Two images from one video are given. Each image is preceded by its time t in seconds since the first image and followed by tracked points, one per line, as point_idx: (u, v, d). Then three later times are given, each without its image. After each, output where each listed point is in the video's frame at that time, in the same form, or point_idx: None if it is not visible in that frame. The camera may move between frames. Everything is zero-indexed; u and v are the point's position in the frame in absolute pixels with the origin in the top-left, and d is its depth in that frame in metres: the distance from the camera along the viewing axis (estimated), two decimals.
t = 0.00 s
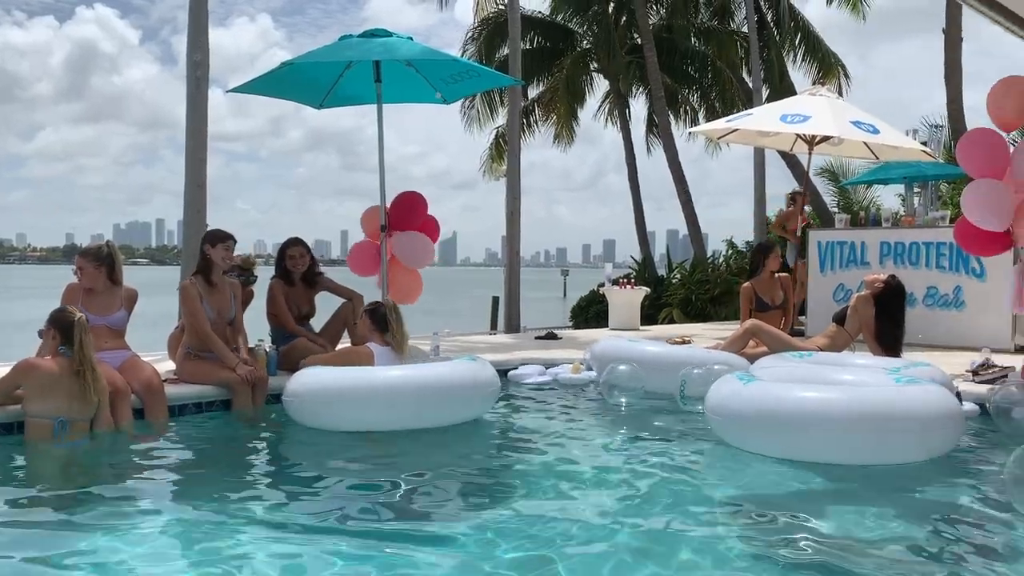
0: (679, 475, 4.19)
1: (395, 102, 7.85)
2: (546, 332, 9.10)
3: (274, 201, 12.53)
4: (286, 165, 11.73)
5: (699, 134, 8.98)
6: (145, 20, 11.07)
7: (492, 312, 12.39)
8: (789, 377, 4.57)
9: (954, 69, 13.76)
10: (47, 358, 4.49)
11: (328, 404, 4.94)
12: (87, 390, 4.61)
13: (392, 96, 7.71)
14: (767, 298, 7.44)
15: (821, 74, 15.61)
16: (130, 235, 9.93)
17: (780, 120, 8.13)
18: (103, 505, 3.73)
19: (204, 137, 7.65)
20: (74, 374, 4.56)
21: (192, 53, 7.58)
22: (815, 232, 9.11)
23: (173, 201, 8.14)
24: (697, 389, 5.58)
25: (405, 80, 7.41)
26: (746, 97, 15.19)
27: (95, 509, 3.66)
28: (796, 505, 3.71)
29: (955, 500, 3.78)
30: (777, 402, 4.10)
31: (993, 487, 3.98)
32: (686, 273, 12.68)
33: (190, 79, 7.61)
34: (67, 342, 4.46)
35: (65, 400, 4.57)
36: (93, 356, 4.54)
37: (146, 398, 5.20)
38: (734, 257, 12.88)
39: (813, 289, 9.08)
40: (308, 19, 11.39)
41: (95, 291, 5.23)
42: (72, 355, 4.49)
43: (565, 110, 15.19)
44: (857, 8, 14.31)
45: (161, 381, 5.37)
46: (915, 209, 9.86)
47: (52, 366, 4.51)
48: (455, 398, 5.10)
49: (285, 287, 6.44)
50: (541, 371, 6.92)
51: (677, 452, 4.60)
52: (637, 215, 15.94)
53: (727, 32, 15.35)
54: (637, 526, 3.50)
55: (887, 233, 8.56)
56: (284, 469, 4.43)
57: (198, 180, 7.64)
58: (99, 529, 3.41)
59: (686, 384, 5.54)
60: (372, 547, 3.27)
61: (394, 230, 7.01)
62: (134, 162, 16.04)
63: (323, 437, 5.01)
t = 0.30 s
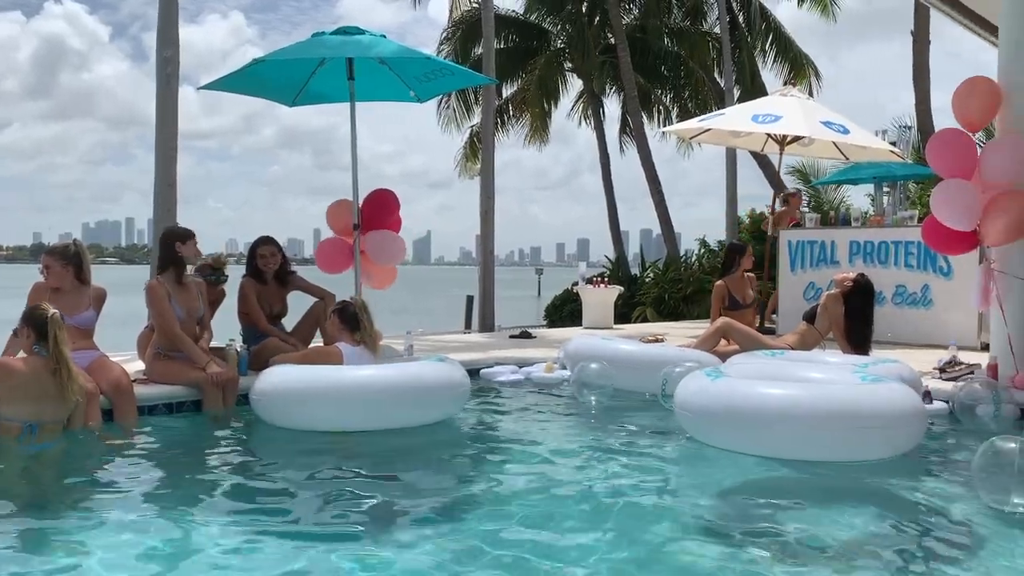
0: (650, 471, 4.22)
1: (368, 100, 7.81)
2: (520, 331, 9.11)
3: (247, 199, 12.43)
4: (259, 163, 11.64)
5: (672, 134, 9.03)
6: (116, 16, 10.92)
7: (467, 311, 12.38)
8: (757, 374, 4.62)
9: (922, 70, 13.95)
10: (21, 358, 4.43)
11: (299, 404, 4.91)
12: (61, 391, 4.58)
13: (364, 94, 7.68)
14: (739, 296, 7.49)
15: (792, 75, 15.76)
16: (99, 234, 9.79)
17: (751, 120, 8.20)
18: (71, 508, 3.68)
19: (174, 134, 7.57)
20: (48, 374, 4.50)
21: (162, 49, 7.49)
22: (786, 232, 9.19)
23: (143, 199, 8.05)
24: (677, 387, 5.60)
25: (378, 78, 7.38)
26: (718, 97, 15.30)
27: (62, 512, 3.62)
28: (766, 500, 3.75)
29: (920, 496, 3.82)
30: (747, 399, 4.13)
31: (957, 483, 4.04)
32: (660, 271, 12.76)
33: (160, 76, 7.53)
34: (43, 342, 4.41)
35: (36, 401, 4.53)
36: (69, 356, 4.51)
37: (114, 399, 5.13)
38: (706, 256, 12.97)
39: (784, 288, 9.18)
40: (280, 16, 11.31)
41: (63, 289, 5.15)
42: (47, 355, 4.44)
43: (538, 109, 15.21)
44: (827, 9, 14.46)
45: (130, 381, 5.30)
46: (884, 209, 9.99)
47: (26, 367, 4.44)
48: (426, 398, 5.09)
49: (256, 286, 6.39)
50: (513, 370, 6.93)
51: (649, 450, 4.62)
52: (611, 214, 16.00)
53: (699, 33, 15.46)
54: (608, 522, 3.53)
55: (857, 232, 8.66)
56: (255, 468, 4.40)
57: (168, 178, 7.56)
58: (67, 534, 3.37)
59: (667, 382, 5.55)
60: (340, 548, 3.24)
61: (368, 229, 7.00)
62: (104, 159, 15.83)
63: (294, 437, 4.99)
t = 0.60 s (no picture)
0: (623, 469, 4.24)
1: (341, 98, 7.77)
2: (495, 330, 9.12)
3: (220, 198, 12.32)
4: (232, 161, 11.54)
5: (646, 134, 9.08)
6: (86, 12, 10.78)
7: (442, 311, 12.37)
8: (728, 373, 4.66)
9: (893, 72, 14.13)
10: None
11: (271, 404, 4.88)
12: (35, 389, 4.55)
13: (338, 92, 7.65)
14: (711, 296, 7.53)
15: (764, 75, 15.90)
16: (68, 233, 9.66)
17: (724, 120, 8.26)
18: (40, 510, 3.64)
19: (145, 132, 7.49)
20: (23, 372, 4.48)
21: (132, 46, 7.41)
22: (758, 231, 9.27)
23: (113, 197, 7.96)
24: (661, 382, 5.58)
25: (352, 76, 7.35)
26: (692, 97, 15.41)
27: (30, 515, 3.58)
28: (737, 497, 3.79)
29: (887, 492, 3.88)
30: (717, 397, 4.16)
31: (923, 478, 4.10)
32: (634, 271, 12.82)
33: (131, 73, 7.45)
34: (17, 337, 4.39)
35: (8, 400, 4.49)
36: (44, 353, 4.49)
37: (85, 399, 5.05)
38: (680, 255, 13.04)
39: (756, 286, 9.27)
40: (253, 13, 11.22)
41: (31, 288, 5.05)
42: (21, 351, 4.42)
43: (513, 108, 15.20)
44: (799, 10, 14.60)
45: (100, 382, 5.21)
46: (855, 208, 10.11)
47: None
48: (398, 397, 5.07)
49: (227, 286, 6.34)
50: (487, 369, 6.93)
51: (621, 448, 4.64)
52: (586, 214, 16.05)
53: (673, 33, 15.53)
54: (582, 520, 3.55)
55: (828, 231, 8.75)
56: (226, 469, 4.37)
57: (139, 176, 7.48)
58: (34, 536, 3.33)
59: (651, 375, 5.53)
60: (314, 549, 3.23)
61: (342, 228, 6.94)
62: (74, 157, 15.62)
63: (266, 438, 4.95)
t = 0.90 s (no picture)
0: (600, 467, 4.26)
1: (316, 95, 7.72)
2: (473, 329, 9.12)
3: (195, 196, 12.21)
4: (206, 160, 11.44)
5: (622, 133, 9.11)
6: (57, 8, 10.64)
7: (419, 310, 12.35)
8: (704, 371, 4.68)
9: (865, 72, 14.29)
10: None
11: (246, 403, 4.83)
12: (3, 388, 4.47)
13: (313, 89, 7.61)
14: (687, 294, 7.53)
15: (739, 76, 16.02)
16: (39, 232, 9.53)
17: (699, 120, 8.31)
18: (11, 512, 3.59)
19: (117, 130, 7.41)
20: None
21: (104, 42, 7.32)
22: (733, 229, 9.32)
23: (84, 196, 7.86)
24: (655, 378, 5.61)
25: (328, 74, 7.32)
26: (667, 96, 15.49)
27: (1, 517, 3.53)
28: (713, 493, 3.82)
29: (860, 488, 3.92)
30: (692, 393, 4.19)
31: (895, 474, 4.15)
32: (611, 270, 12.87)
33: (103, 70, 7.36)
34: None
35: None
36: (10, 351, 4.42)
37: (56, 400, 4.99)
38: (656, 254, 13.10)
39: (731, 284, 9.33)
40: (228, 10, 11.13)
41: None
42: None
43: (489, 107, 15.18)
44: (773, 11, 14.72)
45: (72, 382, 5.16)
46: (828, 207, 10.21)
47: None
48: (376, 397, 5.04)
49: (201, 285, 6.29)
50: (464, 368, 6.92)
51: (598, 446, 4.66)
52: (563, 213, 16.09)
53: (649, 32, 15.59)
54: (560, 517, 3.56)
55: (802, 230, 8.84)
56: (201, 469, 4.34)
57: (112, 175, 7.40)
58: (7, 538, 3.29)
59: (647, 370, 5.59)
60: (290, 550, 3.21)
61: (318, 226, 6.88)
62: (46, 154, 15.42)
63: (242, 438, 4.92)
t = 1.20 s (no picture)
0: (577, 466, 4.27)
1: (292, 94, 7.68)
2: (450, 329, 9.10)
3: (170, 195, 12.09)
4: (180, 159, 11.33)
5: (600, 133, 9.13)
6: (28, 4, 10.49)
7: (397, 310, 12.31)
8: (678, 370, 4.71)
9: (840, 74, 14.43)
10: None
11: (221, 405, 4.81)
12: None
13: (289, 88, 7.57)
14: (662, 294, 7.58)
15: (715, 77, 16.12)
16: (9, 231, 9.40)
17: (676, 120, 8.35)
18: None
19: (90, 128, 7.33)
20: None
21: (76, 39, 7.23)
22: (709, 230, 9.38)
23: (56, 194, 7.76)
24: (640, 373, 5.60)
25: (303, 73, 7.28)
26: (645, 97, 15.57)
27: None
28: (688, 492, 3.85)
29: (834, 486, 3.96)
30: (667, 392, 4.22)
31: (867, 472, 4.19)
32: (589, 270, 12.91)
33: (75, 67, 7.27)
34: None
35: None
36: None
37: (27, 402, 4.91)
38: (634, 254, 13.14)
39: (707, 284, 9.39)
40: (202, 8, 11.04)
41: None
42: None
43: (467, 107, 15.16)
44: (749, 12, 14.82)
45: (43, 383, 5.08)
46: (803, 207, 10.29)
47: None
48: (352, 398, 5.02)
49: (176, 285, 6.23)
50: (441, 368, 6.91)
51: (574, 445, 4.68)
52: (541, 212, 16.11)
53: (626, 33, 15.63)
54: (537, 517, 3.57)
55: (777, 230, 8.92)
56: (176, 471, 4.30)
57: (84, 174, 7.31)
58: None
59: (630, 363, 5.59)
60: (266, 552, 3.19)
61: (292, 226, 6.78)
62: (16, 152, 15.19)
63: (217, 440, 4.88)
